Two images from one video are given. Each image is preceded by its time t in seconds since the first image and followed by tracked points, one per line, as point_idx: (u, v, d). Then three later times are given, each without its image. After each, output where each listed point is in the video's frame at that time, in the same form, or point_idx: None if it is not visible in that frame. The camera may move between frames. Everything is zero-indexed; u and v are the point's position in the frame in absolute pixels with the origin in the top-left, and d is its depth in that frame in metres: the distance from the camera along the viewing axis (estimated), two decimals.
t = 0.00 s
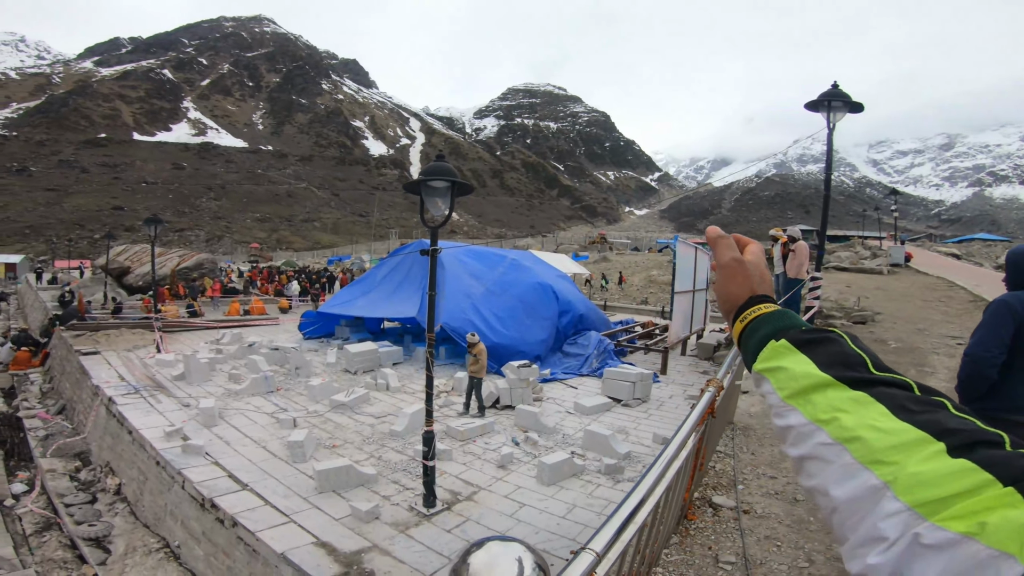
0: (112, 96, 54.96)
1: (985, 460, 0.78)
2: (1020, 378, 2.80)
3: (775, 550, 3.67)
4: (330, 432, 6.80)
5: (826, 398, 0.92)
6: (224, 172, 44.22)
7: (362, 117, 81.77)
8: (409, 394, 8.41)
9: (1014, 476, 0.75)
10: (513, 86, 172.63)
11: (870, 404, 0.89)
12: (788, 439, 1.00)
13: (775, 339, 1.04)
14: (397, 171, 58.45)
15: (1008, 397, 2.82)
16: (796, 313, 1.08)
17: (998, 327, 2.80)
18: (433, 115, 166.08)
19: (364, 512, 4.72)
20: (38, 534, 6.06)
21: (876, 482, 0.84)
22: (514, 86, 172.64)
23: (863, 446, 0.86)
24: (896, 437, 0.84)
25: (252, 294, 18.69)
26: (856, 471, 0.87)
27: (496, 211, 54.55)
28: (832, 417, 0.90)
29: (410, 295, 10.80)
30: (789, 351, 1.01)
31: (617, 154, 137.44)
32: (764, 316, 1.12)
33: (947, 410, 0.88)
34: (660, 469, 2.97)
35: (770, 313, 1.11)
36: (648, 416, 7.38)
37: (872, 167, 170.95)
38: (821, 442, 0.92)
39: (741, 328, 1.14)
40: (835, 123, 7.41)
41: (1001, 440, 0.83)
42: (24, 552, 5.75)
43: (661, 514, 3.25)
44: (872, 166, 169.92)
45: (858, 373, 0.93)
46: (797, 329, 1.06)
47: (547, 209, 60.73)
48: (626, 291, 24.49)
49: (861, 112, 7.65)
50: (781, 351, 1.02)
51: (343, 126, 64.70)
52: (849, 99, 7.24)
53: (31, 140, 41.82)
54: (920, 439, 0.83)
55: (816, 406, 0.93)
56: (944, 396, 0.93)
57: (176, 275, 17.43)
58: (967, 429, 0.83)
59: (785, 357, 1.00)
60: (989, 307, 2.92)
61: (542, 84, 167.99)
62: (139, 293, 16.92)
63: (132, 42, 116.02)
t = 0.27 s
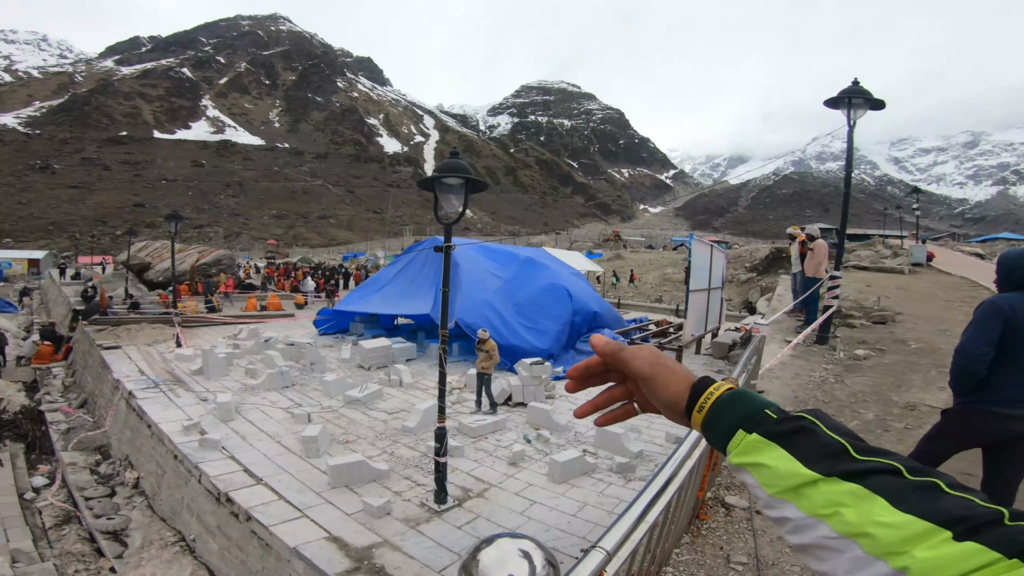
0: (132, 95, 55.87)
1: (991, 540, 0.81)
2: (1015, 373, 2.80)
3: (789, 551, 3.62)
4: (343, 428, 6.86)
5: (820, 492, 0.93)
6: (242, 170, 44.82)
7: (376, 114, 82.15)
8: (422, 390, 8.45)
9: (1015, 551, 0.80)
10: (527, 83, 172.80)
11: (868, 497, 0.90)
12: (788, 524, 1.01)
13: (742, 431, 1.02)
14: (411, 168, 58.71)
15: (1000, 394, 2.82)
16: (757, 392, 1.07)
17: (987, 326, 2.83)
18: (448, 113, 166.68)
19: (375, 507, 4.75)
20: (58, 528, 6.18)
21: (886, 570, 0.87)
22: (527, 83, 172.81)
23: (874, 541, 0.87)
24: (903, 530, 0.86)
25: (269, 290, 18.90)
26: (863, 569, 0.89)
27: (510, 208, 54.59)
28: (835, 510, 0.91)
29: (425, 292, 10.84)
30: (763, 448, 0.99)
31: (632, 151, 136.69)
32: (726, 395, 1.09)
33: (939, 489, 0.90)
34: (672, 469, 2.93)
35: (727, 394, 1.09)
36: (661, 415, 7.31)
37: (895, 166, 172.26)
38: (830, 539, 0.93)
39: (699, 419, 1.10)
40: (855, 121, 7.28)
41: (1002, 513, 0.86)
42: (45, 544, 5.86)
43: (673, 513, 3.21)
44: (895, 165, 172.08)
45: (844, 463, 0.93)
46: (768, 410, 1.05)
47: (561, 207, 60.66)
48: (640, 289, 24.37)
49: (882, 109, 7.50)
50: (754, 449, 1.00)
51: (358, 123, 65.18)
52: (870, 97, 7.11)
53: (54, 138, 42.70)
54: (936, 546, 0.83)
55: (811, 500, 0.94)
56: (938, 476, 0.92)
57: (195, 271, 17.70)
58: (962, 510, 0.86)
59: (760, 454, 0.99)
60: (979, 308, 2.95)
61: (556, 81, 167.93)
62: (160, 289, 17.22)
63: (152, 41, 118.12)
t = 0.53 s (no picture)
0: (153, 95, 56.84)
1: None
2: (995, 357, 3.27)
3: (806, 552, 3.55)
4: (359, 424, 6.91)
5: None
6: (260, 169, 45.37)
7: (391, 113, 82.57)
8: (437, 387, 8.47)
9: None
10: (541, 81, 172.66)
11: None
12: None
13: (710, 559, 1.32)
14: (426, 166, 58.91)
15: (982, 375, 3.32)
16: (720, 523, 1.38)
17: (970, 316, 3.29)
18: (462, 111, 167.07)
19: (389, 503, 4.78)
20: (80, 523, 6.28)
21: None
22: (541, 81, 172.68)
23: None
24: None
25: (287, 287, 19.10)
26: None
27: (525, 206, 54.52)
28: None
29: (441, 288, 10.88)
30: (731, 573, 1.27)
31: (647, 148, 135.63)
32: (688, 531, 1.42)
33: None
34: (689, 469, 2.89)
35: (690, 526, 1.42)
36: (677, 413, 7.23)
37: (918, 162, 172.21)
38: None
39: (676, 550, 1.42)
40: (877, 116, 7.12)
41: None
42: (67, 539, 5.96)
43: (689, 513, 3.15)
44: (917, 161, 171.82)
45: None
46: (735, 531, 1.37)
47: (576, 204, 60.42)
48: (656, 287, 24.17)
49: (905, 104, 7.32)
50: None
51: (373, 122, 65.58)
52: (892, 91, 6.94)
53: (78, 139, 43.63)
54: None
55: None
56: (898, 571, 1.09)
57: (215, 269, 17.97)
58: None
59: None
60: (962, 299, 3.40)
61: (570, 79, 167.50)
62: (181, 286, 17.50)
63: (172, 43, 120.18)
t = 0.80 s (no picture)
0: (174, 97, 57.84)
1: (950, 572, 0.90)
2: (995, 334, 3.48)
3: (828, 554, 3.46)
4: (376, 421, 6.94)
5: (782, 537, 1.09)
6: (279, 168, 45.96)
7: (407, 112, 83.06)
8: (454, 384, 8.48)
9: None
10: (556, 78, 172.41)
11: (823, 539, 1.04)
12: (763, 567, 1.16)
13: (705, 481, 1.23)
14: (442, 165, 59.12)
15: (986, 351, 3.53)
16: (720, 441, 1.30)
17: (968, 295, 3.50)
18: (477, 109, 167.47)
19: (404, 501, 4.78)
20: (105, 518, 6.38)
21: None
22: (556, 78, 172.42)
23: None
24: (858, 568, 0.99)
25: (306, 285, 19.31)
26: None
27: (541, 203, 54.47)
28: (793, 553, 1.07)
29: (457, 286, 10.87)
30: (723, 498, 1.19)
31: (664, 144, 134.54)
32: (684, 448, 1.31)
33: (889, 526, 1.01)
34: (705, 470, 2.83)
35: (686, 447, 1.31)
36: (695, 412, 7.13)
37: (943, 157, 171.98)
38: None
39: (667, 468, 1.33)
40: (902, 110, 6.92)
41: (960, 545, 0.95)
42: (92, 535, 6.05)
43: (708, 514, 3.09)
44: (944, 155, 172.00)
45: (802, 508, 1.09)
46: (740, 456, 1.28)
47: (592, 201, 60.21)
48: (674, 284, 23.96)
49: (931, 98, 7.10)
50: (716, 499, 1.20)
51: (389, 121, 66.03)
52: (917, 85, 6.74)
53: (103, 141, 44.61)
54: (873, 567, 0.97)
55: (775, 544, 1.10)
56: (895, 510, 1.06)
57: (237, 267, 18.26)
58: (925, 544, 0.96)
59: (722, 503, 1.19)
60: (963, 281, 3.61)
61: (585, 75, 166.99)
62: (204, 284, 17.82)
63: (192, 45, 122.34)
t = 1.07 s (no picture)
0: (198, 100, 58.99)
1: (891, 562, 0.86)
2: (1004, 328, 3.62)
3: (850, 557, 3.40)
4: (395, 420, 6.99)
5: (666, 519, 0.97)
6: (299, 169, 46.66)
7: (424, 112, 83.66)
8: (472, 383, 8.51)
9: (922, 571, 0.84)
10: (572, 77, 172.27)
11: (719, 525, 0.94)
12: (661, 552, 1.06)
13: (548, 446, 1.08)
14: (460, 164, 59.43)
15: (997, 347, 3.67)
16: (552, 379, 1.11)
17: (980, 296, 3.61)
18: (493, 108, 167.88)
19: (422, 499, 4.81)
20: (133, 515, 6.53)
21: None
22: (572, 77, 172.28)
23: None
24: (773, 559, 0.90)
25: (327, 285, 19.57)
26: None
27: (558, 202, 54.52)
28: (685, 541, 0.96)
29: (476, 286, 10.89)
30: (574, 469, 1.05)
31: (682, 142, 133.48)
32: (504, 395, 1.12)
33: (810, 501, 0.91)
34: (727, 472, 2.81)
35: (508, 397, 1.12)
36: (715, 412, 7.05)
37: (969, 151, 170.82)
38: None
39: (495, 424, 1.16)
40: (928, 106, 6.74)
41: (890, 515, 0.90)
42: (120, 532, 6.19)
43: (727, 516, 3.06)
44: (971, 150, 171.86)
45: (673, 475, 0.96)
46: (587, 387, 1.14)
47: (610, 199, 60.06)
48: (694, 282, 23.76)
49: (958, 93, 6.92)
50: (565, 473, 1.06)
51: (406, 122, 66.60)
52: (943, 80, 6.57)
53: (130, 144, 45.71)
54: (787, 555, 0.90)
55: (656, 529, 0.99)
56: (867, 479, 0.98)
57: (260, 268, 18.59)
58: (853, 526, 0.88)
59: (578, 480, 1.06)
60: (974, 282, 3.71)
61: (601, 73, 166.55)
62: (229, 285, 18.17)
63: (213, 48, 124.70)
